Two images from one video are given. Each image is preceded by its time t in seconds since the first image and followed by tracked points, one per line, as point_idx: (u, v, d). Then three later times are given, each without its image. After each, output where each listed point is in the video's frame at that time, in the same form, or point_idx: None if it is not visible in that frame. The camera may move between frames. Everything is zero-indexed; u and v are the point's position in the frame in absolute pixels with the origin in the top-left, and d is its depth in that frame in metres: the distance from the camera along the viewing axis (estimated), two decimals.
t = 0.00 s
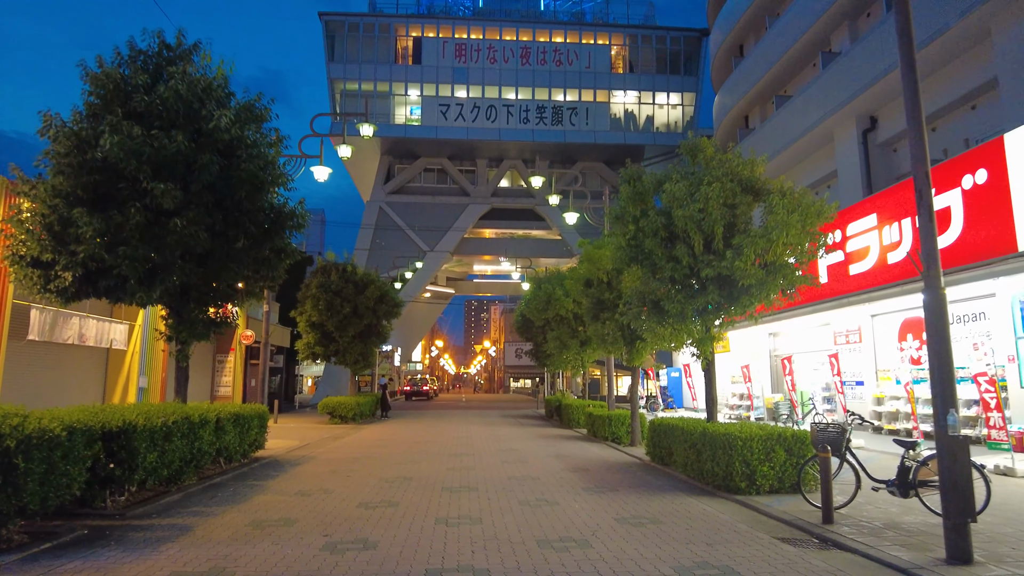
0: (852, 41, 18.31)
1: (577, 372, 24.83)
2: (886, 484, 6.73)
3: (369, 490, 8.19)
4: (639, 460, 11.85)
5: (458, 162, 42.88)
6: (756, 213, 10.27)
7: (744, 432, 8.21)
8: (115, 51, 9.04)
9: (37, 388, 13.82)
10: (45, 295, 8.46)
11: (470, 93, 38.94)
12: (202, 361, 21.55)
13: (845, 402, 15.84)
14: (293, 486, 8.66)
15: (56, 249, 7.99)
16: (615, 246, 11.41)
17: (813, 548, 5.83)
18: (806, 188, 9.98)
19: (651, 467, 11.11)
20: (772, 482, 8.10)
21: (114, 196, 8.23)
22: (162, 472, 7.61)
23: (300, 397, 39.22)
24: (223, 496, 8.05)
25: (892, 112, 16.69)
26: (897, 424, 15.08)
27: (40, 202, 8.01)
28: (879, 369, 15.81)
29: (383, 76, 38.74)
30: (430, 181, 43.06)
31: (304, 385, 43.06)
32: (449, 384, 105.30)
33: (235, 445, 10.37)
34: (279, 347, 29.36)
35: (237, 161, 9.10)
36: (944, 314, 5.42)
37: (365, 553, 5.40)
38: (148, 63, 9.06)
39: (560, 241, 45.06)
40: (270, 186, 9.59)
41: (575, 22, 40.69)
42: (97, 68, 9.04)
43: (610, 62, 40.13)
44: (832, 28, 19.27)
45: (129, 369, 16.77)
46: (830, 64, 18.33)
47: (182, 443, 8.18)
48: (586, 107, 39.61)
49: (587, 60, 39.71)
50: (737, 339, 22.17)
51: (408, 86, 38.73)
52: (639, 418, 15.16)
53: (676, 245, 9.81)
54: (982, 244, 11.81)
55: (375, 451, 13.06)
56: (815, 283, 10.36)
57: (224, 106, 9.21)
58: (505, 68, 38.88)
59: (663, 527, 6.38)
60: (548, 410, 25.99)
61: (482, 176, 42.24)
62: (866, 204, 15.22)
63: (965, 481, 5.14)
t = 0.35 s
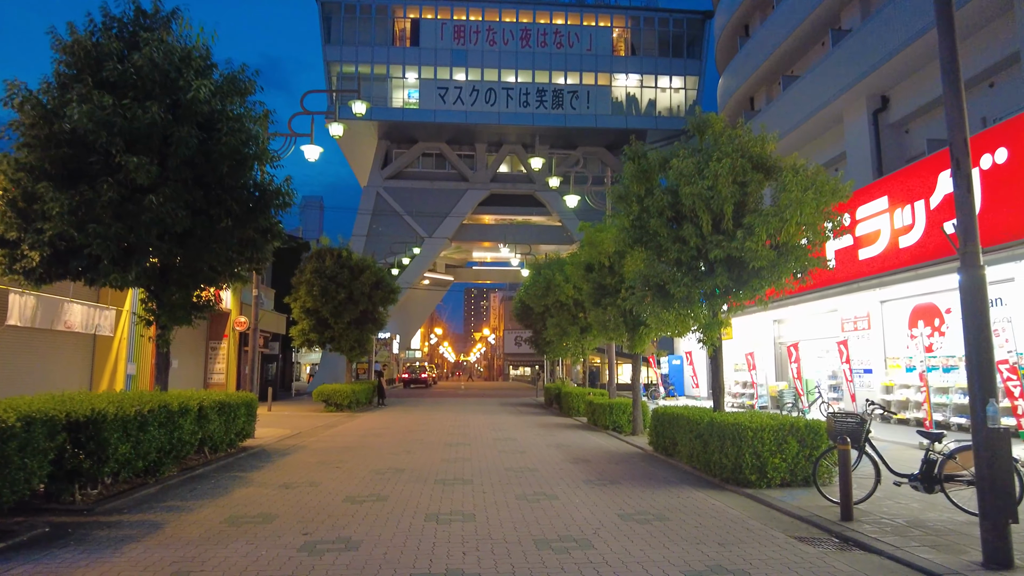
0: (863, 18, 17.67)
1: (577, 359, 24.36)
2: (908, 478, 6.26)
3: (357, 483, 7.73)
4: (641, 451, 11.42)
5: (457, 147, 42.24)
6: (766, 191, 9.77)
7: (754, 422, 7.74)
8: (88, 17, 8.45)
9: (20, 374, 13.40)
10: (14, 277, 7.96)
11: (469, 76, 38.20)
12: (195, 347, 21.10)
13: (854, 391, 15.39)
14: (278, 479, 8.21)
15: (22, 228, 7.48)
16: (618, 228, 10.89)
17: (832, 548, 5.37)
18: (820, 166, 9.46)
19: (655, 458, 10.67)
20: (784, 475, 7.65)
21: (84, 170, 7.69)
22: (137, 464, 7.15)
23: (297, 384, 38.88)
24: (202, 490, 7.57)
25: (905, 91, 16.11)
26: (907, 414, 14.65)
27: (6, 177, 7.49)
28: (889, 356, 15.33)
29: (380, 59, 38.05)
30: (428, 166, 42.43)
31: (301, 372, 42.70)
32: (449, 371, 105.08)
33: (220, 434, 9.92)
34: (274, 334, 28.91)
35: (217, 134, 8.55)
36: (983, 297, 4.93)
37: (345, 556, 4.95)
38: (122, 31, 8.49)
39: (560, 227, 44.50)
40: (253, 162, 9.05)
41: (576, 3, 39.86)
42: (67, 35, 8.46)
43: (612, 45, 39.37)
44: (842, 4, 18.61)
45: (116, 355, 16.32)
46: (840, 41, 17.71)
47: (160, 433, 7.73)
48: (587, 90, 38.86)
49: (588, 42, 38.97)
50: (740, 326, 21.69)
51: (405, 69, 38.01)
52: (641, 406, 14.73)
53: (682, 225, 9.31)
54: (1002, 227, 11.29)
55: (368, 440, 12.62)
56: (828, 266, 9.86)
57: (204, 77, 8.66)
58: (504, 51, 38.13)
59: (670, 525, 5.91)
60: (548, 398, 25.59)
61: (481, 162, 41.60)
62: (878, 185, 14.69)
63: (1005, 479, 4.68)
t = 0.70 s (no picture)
0: None
1: (577, 349, 23.91)
2: (938, 478, 5.77)
3: (344, 481, 7.25)
4: (645, 444, 10.94)
5: (454, 134, 41.58)
6: (778, 172, 9.23)
7: (766, 416, 7.28)
8: None
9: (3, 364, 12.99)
10: None
11: (467, 61, 37.50)
12: (186, 337, 20.62)
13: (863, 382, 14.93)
14: (260, 476, 7.72)
15: None
16: (620, 212, 10.37)
17: (859, 556, 4.87)
18: (836, 144, 8.92)
19: (659, 452, 10.20)
20: (799, 472, 7.18)
21: (48, 146, 7.15)
22: (106, 461, 6.66)
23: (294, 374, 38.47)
24: (178, 488, 7.10)
25: (917, 71, 15.52)
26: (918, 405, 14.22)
27: None
28: (900, 346, 14.86)
29: (376, 44, 37.36)
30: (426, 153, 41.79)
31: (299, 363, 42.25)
32: (448, 361, 104.74)
33: (202, 427, 9.44)
34: (269, 324, 28.42)
35: (194, 109, 8.01)
36: None
37: (324, 566, 4.46)
38: None
39: (559, 215, 43.93)
40: (233, 139, 8.51)
41: None
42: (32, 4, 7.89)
43: (612, 30, 38.64)
44: None
45: (103, 345, 15.86)
46: (849, 20, 17.11)
47: (133, 427, 7.24)
48: (587, 76, 38.16)
49: (588, 27, 38.23)
50: (745, 316, 21.22)
51: (402, 54, 37.31)
52: (643, 397, 14.26)
53: (690, 207, 8.79)
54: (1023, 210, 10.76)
55: (361, 433, 12.17)
56: (843, 250, 9.35)
57: (180, 48, 8.11)
58: (503, 36, 37.41)
59: (681, 529, 5.42)
60: (547, 388, 25.14)
61: (479, 149, 40.96)
62: (889, 168, 14.17)
63: None
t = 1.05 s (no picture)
0: None
1: (579, 344, 23.43)
2: (977, 484, 5.29)
3: (333, 484, 6.77)
4: (652, 443, 10.45)
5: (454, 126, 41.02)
6: (794, 156, 8.73)
7: (784, 415, 6.80)
8: None
9: None
10: None
11: (467, 52, 36.91)
12: (180, 331, 20.15)
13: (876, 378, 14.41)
14: (243, 477, 7.24)
15: None
16: (627, 199, 9.87)
17: (897, 574, 4.35)
18: (856, 126, 8.41)
19: (667, 451, 9.71)
20: (819, 475, 6.70)
21: (13, 123, 6.63)
22: (75, 462, 6.17)
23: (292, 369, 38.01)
24: (154, 491, 6.61)
25: (932, 56, 14.97)
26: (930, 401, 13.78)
27: None
28: (912, 341, 14.39)
29: (375, 34, 36.81)
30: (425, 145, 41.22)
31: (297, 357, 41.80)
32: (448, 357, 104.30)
33: (186, 425, 8.96)
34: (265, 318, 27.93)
35: (173, 86, 7.49)
36: None
37: None
38: None
39: (560, 209, 43.37)
40: (217, 119, 8.00)
41: None
42: None
43: (614, 20, 38.05)
44: None
45: (90, 338, 15.41)
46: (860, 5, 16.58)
47: (106, 426, 6.74)
48: (589, 67, 37.55)
49: (590, 17, 37.63)
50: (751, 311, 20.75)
51: (401, 45, 36.75)
52: (649, 393, 13.78)
53: (702, 192, 8.30)
54: None
55: (355, 430, 11.68)
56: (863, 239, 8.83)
57: (159, 20, 7.59)
58: (504, 26, 36.81)
59: (698, 540, 4.94)
60: (548, 384, 24.66)
61: (479, 141, 40.38)
62: (903, 156, 13.66)
63: None
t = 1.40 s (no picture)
0: None
1: (580, 338, 22.99)
2: (1021, 490, 4.79)
3: (318, 487, 6.30)
4: (657, 441, 9.97)
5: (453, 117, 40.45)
6: (810, 138, 8.21)
7: (803, 412, 6.32)
8: None
9: None
10: None
11: (466, 41, 36.32)
12: (171, 325, 19.67)
13: (887, 372, 13.92)
14: (222, 479, 6.77)
15: None
16: (631, 184, 9.36)
17: None
18: (876, 106, 7.89)
19: (673, 450, 9.24)
20: (840, 477, 6.22)
21: None
22: (37, 464, 5.70)
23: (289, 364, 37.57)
24: (124, 495, 6.13)
25: (946, 39, 14.41)
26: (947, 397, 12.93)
27: None
28: (925, 334, 13.90)
29: (372, 24, 36.23)
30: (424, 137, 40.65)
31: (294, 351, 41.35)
32: (448, 352, 103.91)
33: (166, 422, 8.47)
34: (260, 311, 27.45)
35: (146, 60, 6.96)
36: None
37: None
38: None
39: (560, 201, 42.82)
40: (195, 97, 7.47)
41: None
42: None
43: (615, 10, 37.45)
44: None
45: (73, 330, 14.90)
46: None
47: (73, 424, 6.25)
48: (590, 57, 36.92)
49: (591, 7, 37.01)
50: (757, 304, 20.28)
51: (399, 34, 36.17)
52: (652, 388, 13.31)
53: (713, 175, 7.79)
54: None
55: (347, 427, 11.20)
56: (882, 226, 8.33)
57: None
58: (503, 15, 36.19)
59: (714, 552, 4.46)
60: (549, 379, 24.21)
61: (479, 132, 39.82)
62: (917, 142, 13.14)
63: None
